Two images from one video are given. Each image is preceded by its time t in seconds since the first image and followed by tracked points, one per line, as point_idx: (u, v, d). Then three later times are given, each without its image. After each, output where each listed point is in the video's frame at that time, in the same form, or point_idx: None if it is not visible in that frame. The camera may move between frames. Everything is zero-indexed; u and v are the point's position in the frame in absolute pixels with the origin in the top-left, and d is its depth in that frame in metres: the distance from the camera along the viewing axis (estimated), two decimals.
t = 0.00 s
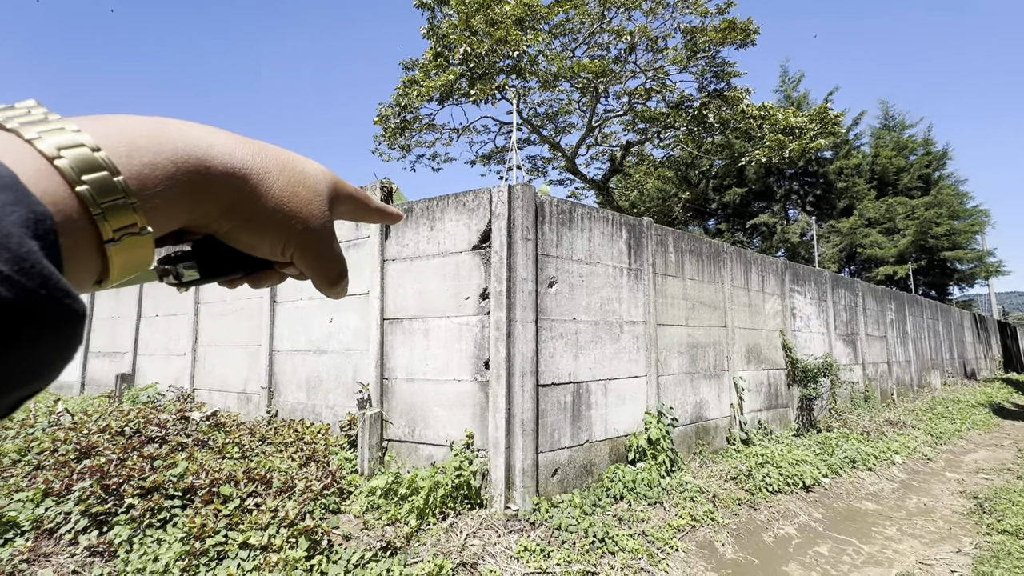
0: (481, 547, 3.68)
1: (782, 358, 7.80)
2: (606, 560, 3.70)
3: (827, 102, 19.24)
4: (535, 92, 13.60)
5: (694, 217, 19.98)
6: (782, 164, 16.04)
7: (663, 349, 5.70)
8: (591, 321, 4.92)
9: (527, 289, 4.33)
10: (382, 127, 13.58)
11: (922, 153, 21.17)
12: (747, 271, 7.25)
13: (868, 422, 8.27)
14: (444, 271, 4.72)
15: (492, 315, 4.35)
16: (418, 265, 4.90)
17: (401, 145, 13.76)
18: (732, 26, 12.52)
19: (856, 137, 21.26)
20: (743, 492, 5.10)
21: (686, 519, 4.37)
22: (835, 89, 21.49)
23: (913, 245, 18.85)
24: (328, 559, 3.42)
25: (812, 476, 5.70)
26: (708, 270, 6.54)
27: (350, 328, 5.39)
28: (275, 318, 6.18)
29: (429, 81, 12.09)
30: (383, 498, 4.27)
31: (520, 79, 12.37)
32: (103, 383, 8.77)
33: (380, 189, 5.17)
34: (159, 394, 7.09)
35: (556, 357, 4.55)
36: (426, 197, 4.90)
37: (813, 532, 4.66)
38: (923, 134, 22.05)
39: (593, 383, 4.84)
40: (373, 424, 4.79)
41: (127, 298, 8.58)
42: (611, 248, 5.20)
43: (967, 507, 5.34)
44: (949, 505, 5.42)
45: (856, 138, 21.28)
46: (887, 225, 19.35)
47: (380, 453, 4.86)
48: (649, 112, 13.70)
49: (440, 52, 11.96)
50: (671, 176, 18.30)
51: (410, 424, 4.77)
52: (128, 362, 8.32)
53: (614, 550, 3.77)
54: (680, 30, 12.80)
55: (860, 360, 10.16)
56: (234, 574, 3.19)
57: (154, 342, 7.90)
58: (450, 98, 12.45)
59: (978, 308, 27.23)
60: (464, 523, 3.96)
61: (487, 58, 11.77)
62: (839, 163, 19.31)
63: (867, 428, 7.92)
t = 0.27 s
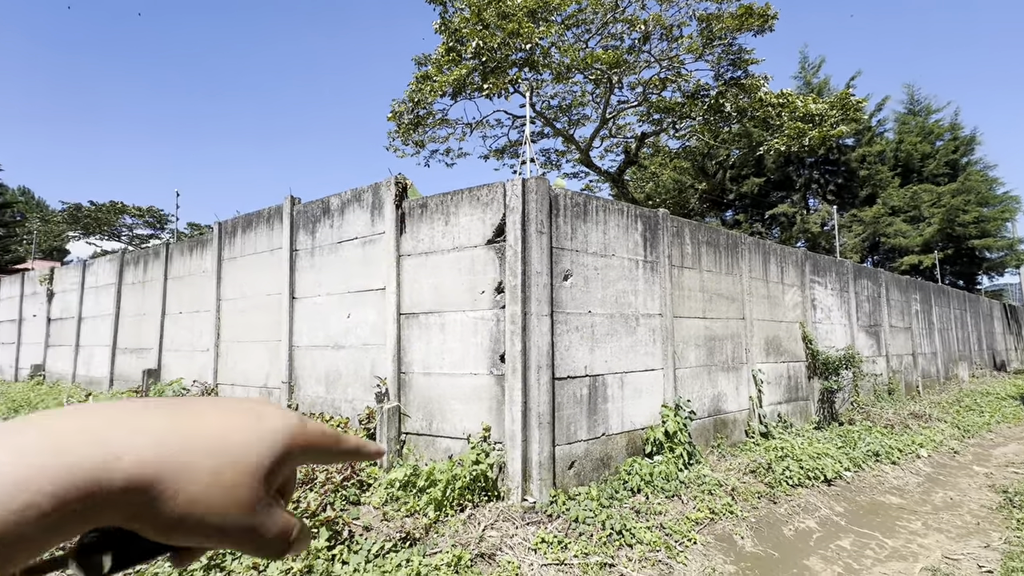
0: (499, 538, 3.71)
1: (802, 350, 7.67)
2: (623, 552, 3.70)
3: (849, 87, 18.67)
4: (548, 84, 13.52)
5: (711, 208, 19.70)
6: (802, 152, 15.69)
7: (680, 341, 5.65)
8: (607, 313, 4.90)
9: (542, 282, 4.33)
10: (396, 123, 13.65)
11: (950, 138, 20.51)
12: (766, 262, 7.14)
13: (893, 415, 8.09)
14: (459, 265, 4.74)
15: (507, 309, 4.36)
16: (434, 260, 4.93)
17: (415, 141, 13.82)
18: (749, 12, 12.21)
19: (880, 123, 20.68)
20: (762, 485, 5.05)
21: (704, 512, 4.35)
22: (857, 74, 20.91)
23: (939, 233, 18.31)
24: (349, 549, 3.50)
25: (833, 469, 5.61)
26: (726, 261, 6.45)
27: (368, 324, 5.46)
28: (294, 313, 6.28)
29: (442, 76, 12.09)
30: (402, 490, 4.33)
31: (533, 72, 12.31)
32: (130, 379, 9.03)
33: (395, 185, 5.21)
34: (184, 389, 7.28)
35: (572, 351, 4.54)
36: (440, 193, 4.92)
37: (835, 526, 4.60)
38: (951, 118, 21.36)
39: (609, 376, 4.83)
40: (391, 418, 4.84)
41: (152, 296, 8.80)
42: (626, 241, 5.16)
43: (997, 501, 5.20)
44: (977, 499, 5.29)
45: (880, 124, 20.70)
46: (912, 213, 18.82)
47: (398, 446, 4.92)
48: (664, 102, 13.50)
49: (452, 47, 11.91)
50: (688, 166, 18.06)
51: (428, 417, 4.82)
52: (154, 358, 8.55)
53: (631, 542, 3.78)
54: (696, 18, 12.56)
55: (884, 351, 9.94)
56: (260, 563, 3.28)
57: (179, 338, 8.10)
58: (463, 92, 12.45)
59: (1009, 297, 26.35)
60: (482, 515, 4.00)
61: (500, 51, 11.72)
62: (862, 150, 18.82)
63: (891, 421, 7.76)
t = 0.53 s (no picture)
0: (525, 530, 3.73)
1: (836, 342, 7.43)
2: (651, 546, 3.67)
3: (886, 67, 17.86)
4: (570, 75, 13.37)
5: (738, 197, 19.22)
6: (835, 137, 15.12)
7: (707, 334, 5.54)
8: (631, 306, 4.84)
9: (565, 275, 4.30)
10: (418, 119, 13.72)
11: (996, 118, 19.45)
12: (797, 252, 6.92)
13: (933, 409, 7.77)
14: (482, 259, 4.74)
15: (530, 302, 4.35)
16: (457, 254, 4.95)
17: (437, 136, 13.89)
18: None
19: (919, 104, 19.76)
20: (794, 480, 4.93)
21: (734, 507, 4.28)
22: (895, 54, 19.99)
23: (984, 219, 17.43)
24: (378, 539, 3.57)
25: (869, 465, 5.43)
26: (755, 251, 6.28)
27: (393, 318, 5.53)
28: (322, 308, 6.42)
29: (463, 70, 12.09)
30: (429, 481, 4.39)
31: (554, 63, 12.19)
32: (169, 373, 9.40)
33: (418, 180, 5.24)
34: (219, 383, 7.54)
35: (596, 343, 4.51)
36: (463, 187, 4.93)
37: (872, 523, 4.45)
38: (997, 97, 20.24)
39: (634, 369, 4.77)
40: (418, 411, 4.91)
41: (187, 293, 9.12)
42: (651, 232, 5.07)
43: None
44: None
45: (919, 105, 19.78)
46: (954, 198, 17.96)
47: (424, 438, 4.98)
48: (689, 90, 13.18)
49: (473, 40, 11.85)
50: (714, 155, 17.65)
51: (453, 410, 4.87)
52: (190, 352, 8.86)
53: (659, 536, 3.74)
54: (721, 1, 12.19)
55: (924, 343, 9.54)
56: (293, 550, 3.38)
57: (213, 333, 8.37)
58: (484, 86, 12.43)
59: None
60: (508, 507, 4.02)
61: (520, 43, 11.63)
62: (899, 133, 18.01)
63: (932, 415, 7.45)
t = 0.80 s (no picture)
0: (562, 526, 3.69)
1: (886, 335, 7.06)
2: (691, 545, 3.58)
3: (936, 44, 16.84)
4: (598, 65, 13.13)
5: (776, 185, 18.53)
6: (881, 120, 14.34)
7: (747, 327, 5.35)
8: (668, 299, 4.71)
9: (600, 268, 4.22)
10: (447, 114, 13.76)
11: None
12: (842, 241, 6.60)
13: (993, 406, 7.31)
14: (515, 253, 4.70)
15: (564, 295, 4.29)
16: (489, 248, 4.92)
17: (466, 131, 13.90)
18: None
19: (974, 81, 18.53)
20: (842, 480, 4.72)
21: (778, 506, 4.12)
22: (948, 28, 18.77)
23: None
24: (416, 532, 3.60)
25: (924, 464, 5.14)
26: (797, 241, 6.02)
27: (426, 313, 5.56)
28: (357, 304, 6.52)
29: (490, 64, 12.04)
30: (464, 476, 4.40)
31: (582, 52, 11.99)
32: (213, 367, 9.77)
33: (449, 175, 5.23)
34: (259, 377, 7.78)
35: (632, 337, 4.41)
36: (494, 180, 4.89)
37: (929, 526, 4.21)
38: None
39: (671, 364, 4.65)
40: (452, 405, 4.93)
41: (229, 290, 9.44)
42: (687, 223, 4.92)
43: None
44: None
45: (975, 83, 18.56)
46: (1014, 181, 16.79)
47: (459, 433, 5.00)
48: (723, 75, 12.73)
49: (500, 33, 11.76)
50: (750, 142, 17.06)
51: (487, 405, 4.86)
52: (232, 348, 9.18)
53: (700, 535, 3.64)
54: None
55: (981, 336, 8.97)
56: (334, 541, 3.45)
57: (253, 329, 8.65)
58: (512, 79, 12.36)
59: None
60: (543, 503, 3.99)
61: (548, 34, 11.47)
62: (952, 113, 16.95)
63: (992, 413, 7.01)
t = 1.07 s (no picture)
0: (598, 525, 3.64)
1: (940, 330, 6.67)
2: (733, 548, 3.46)
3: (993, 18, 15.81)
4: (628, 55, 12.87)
5: (816, 173, 17.80)
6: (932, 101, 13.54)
7: (789, 322, 5.14)
8: (705, 293, 4.56)
9: (634, 262, 4.12)
10: (475, 111, 13.77)
11: None
12: (892, 230, 6.26)
13: None
14: (546, 248, 4.65)
15: (597, 291, 4.20)
16: (520, 244, 4.88)
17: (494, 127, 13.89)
18: None
19: None
20: (895, 482, 4.48)
21: (825, 509, 3.95)
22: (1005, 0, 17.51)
23: None
24: (451, 528, 3.61)
25: (985, 467, 4.83)
26: (842, 231, 5.74)
27: (458, 309, 5.58)
28: (390, 301, 6.60)
29: (518, 59, 11.97)
30: (498, 472, 4.39)
31: (612, 43, 11.77)
32: (253, 364, 10.10)
33: (479, 170, 5.21)
34: (297, 373, 8.00)
35: (668, 333, 4.29)
36: (525, 175, 4.85)
37: (992, 532, 3.95)
38: None
39: (709, 360, 4.51)
40: (484, 401, 4.93)
41: (267, 289, 9.73)
42: (725, 214, 4.75)
43: None
44: None
45: None
46: None
47: (491, 429, 5.00)
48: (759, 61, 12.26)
49: (528, 27, 11.66)
50: (788, 129, 16.46)
51: (520, 401, 4.83)
52: (271, 344, 9.47)
53: (742, 537, 3.52)
54: None
55: None
56: (371, 536, 3.50)
57: (291, 327, 8.88)
58: (540, 72, 12.27)
59: None
60: (578, 501, 3.94)
61: (576, 25, 11.30)
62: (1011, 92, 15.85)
63: None
